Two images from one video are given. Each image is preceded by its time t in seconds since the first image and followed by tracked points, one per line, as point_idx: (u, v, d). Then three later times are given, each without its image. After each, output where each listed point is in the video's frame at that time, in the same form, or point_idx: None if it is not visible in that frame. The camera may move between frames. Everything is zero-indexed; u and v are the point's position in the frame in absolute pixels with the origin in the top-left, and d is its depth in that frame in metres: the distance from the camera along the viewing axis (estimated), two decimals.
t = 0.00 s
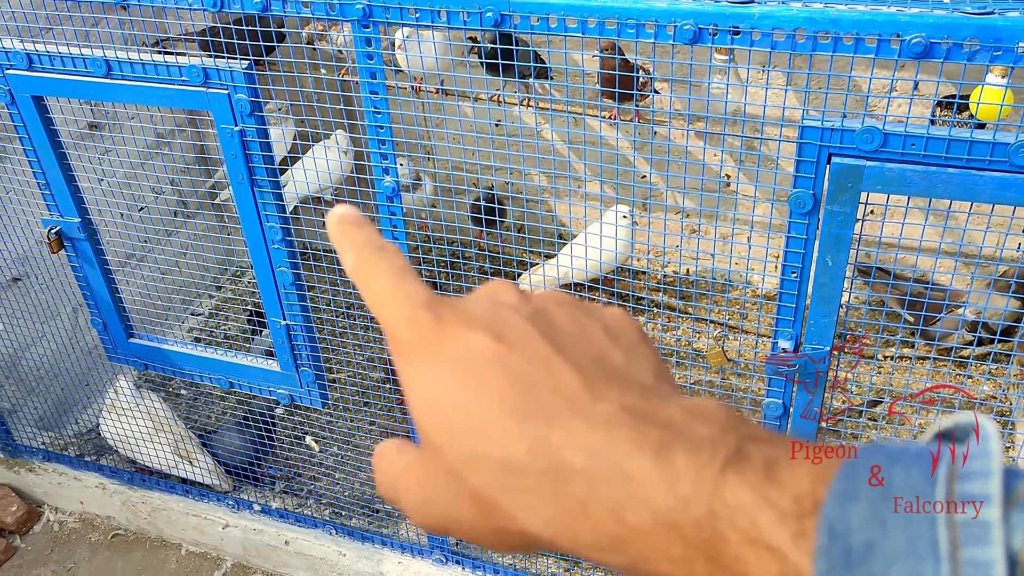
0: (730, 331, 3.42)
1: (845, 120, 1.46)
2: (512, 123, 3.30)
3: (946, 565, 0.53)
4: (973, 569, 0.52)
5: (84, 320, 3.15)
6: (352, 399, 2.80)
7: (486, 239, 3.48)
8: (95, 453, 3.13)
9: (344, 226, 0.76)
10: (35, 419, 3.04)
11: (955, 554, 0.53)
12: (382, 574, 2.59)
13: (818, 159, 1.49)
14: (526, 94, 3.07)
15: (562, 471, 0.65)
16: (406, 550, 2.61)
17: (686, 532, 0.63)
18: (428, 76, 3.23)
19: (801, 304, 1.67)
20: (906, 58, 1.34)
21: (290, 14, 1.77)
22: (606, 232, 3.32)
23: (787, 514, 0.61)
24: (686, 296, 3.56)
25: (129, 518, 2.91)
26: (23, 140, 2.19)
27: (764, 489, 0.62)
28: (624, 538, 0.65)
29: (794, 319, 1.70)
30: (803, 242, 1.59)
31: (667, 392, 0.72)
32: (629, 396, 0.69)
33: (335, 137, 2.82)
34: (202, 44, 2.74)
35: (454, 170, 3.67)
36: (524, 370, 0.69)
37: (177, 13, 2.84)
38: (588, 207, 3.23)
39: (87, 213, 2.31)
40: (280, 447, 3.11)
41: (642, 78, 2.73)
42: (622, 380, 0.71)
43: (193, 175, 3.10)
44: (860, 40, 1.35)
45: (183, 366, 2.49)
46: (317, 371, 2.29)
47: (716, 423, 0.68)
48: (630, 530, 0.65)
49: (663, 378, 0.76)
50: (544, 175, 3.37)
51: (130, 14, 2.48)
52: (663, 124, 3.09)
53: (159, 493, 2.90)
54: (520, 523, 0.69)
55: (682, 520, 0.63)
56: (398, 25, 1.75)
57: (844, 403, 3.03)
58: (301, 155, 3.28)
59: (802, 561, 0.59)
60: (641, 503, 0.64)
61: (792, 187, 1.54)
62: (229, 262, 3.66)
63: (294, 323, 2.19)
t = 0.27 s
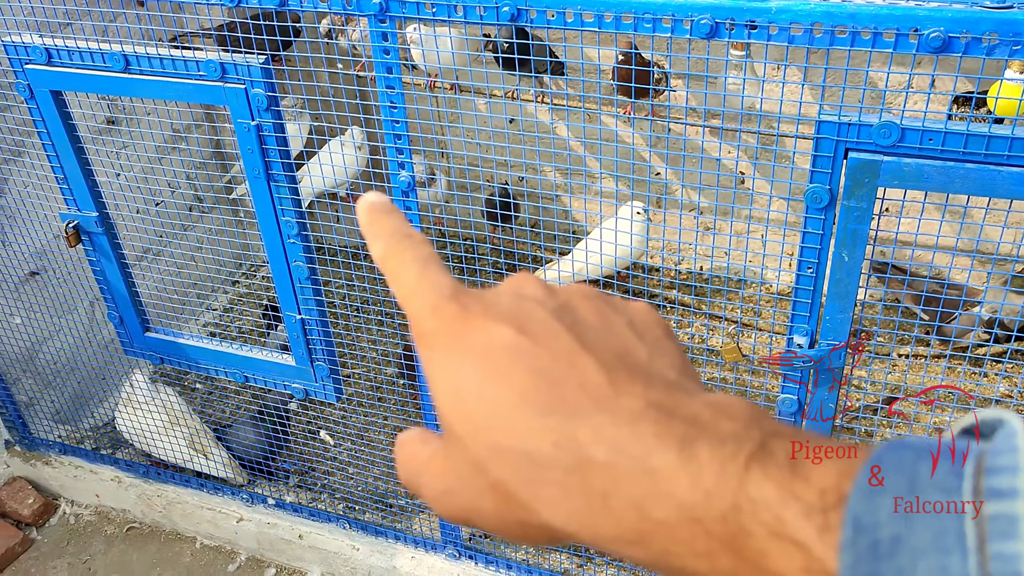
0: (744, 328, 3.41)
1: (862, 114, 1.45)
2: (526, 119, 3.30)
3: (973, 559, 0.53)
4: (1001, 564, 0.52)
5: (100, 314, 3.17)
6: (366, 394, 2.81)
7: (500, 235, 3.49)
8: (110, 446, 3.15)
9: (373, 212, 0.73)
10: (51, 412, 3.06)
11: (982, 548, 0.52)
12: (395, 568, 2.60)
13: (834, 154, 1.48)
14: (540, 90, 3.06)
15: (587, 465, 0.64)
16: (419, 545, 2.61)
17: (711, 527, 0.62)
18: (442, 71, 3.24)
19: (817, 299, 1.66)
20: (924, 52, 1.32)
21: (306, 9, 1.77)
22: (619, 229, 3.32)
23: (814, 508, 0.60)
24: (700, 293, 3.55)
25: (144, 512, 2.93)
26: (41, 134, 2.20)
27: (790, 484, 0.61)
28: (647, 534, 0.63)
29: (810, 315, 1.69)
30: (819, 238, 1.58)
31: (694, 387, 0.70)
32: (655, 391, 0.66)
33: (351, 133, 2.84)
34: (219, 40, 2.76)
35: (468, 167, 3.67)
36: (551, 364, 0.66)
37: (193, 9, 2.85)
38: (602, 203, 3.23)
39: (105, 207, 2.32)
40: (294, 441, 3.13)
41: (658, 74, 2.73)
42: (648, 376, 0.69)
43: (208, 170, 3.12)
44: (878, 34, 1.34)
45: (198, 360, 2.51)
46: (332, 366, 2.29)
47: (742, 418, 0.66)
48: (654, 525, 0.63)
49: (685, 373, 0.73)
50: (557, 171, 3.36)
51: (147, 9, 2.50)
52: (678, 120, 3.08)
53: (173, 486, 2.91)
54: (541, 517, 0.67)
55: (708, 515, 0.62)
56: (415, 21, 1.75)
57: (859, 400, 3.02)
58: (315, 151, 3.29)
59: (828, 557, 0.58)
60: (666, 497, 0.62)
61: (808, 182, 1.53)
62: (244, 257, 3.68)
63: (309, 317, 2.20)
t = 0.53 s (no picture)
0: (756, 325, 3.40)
1: (880, 110, 1.44)
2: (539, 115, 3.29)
3: (986, 551, 0.49)
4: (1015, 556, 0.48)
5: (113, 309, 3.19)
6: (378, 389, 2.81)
7: (512, 232, 3.48)
8: (122, 440, 3.16)
9: (382, 225, 0.75)
10: (64, 406, 3.08)
11: (996, 539, 0.49)
12: (407, 563, 2.60)
13: (851, 149, 1.47)
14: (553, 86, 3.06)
15: (601, 457, 0.62)
16: (431, 540, 2.62)
17: (726, 517, 0.59)
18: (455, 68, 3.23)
19: (832, 295, 1.65)
20: (943, 47, 1.32)
21: (321, 5, 1.77)
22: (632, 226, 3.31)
23: (828, 498, 0.56)
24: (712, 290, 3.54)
25: (157, 506, 2.95)
26: (57, 129, 2.22)
27: (806, 472, 0.58)
28: (665, 524, 0.61)
29: (825, 311, 1.68)
30: (834, 234, 1.57)
31: (711, 376, 0.68)
32: (671, 381, 0.64)
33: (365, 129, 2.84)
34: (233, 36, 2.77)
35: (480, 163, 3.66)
36: (566, 360, 0.65)
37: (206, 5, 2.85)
38: (614, 200, 3.23)
39: (119, 201, 2.33)
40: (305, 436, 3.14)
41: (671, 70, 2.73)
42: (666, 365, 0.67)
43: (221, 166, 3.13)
44: (896, 29, 1.34)
45: (211, 354, 2.51)
46: (345, 361, 2.30)
47: (761, 407, 0.63)
48: (670, 514, 0.60)
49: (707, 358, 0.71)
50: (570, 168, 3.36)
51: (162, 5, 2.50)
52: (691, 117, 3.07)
53: (186, 481, 2.92)
54: (562, 510, 0.65)
55: (723, 505, 0.59)
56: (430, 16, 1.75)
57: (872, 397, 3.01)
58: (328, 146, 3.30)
59: (843, 546, 0.55)
60: (680, 488, 0.60)
61: (824, 177, 1.52)
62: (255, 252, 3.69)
63: (322, 312, 2.21)
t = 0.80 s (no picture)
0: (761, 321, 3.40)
1: (890, 105, 1.43)
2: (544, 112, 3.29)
3: None
4: None
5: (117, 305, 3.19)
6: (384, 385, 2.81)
7: (517, 229, 3.48)
8: (127, 437, 3.16)
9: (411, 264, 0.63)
10: (69, 403, 3.08)
11: None
12: (413, 559, 2.60)
13: (862, 144, 1.46)
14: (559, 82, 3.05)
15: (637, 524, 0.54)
16: (437, 536, 2.61)
17: None
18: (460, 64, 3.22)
19: (842, 290, 1.65)
20: (954, 42, 1.31)
21: None
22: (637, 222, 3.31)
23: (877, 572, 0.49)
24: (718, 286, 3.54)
25: (162, 502, 2.95)
26: (62, 125, 2.21)
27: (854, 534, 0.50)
28: None
29: (835, 306, 1.68)
30: (845, 229, 1.57)
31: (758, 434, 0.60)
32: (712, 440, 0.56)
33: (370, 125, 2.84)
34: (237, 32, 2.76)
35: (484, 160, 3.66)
36: (603, 419, 0.57)
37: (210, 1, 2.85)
38: (618, 196, 3.23)
39: (125, 197, 2.33)
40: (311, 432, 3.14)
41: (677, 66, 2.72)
42: (768, 455, 0.57)
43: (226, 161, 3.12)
44: (908, 24, 1.32)
45: (217, 351, 2.51)
46: (351, 356, 2.30)
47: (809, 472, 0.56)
48: None
49: (775, 429, 0.63)
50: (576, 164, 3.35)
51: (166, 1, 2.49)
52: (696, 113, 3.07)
53: (190, 477, 2.92)
54: None
55: None
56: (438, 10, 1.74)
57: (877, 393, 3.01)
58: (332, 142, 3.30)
59: None
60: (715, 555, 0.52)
61: (834, 172, 1.52)
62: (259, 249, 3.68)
63: (329, 308, 2.20)
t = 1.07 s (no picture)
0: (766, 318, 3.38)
1: (916, 96, 1.41)
2: (548, 108, 3.26)
3: None
4: None
5: (119, 303, 3.15)
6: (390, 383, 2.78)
7: (520, 226, 3.45)
8: (129, 436, 3.13)
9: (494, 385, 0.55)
10: (70, 401, 3.04)
11: None
12: (421, 559, 2.57)
13: (886, 137, 1.45)
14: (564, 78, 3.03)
15: None
16: (445, 535, 2.59)
17: None
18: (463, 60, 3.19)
19: (863, 286, 1.63)
20: (984, 33, 1.29)
21: None
22: (642, 219, 3.28)
23: None
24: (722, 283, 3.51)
25: (165, 502, 2.91)
26: (67, 120, 2.18)
27: None
28: None
29: (855, 302, 1.66)
30: (867, 223, 1.55)
31: None
32: None
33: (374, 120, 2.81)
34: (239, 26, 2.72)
35: (486, 156, 3.63)
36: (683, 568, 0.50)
37: None
38: (624, 192, 3.20)
39: (130, 194, 2.30)
40: (315, 431, 3.11)
41: (686, 61, 2.69)
42: None
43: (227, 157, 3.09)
44: (936, 14, 1.31)
45: (223, 349, 2.48)
46: (360, 354, 2.27)
47: None
48: None
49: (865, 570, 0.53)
50: (580, 161, 3.33)
51: None
52: (703, 109, 3.05)
53: (195, 477, 2.89)
54: None
55: None
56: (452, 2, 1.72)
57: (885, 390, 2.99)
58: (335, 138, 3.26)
59: None
60: None
61: (858, 165, 1.50)
62: (260, 246, 3.65)
63: (338, 306, 2.18)
